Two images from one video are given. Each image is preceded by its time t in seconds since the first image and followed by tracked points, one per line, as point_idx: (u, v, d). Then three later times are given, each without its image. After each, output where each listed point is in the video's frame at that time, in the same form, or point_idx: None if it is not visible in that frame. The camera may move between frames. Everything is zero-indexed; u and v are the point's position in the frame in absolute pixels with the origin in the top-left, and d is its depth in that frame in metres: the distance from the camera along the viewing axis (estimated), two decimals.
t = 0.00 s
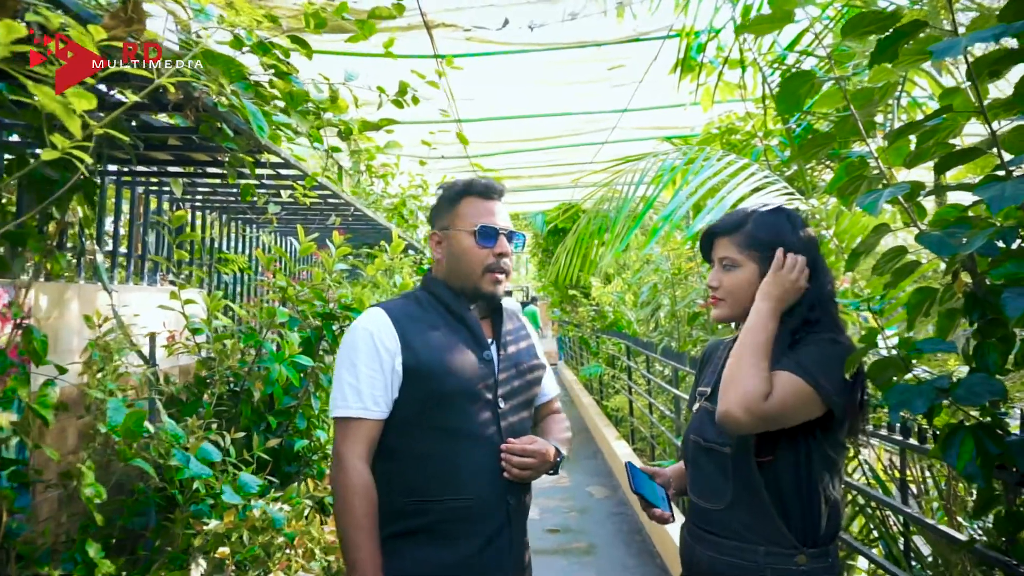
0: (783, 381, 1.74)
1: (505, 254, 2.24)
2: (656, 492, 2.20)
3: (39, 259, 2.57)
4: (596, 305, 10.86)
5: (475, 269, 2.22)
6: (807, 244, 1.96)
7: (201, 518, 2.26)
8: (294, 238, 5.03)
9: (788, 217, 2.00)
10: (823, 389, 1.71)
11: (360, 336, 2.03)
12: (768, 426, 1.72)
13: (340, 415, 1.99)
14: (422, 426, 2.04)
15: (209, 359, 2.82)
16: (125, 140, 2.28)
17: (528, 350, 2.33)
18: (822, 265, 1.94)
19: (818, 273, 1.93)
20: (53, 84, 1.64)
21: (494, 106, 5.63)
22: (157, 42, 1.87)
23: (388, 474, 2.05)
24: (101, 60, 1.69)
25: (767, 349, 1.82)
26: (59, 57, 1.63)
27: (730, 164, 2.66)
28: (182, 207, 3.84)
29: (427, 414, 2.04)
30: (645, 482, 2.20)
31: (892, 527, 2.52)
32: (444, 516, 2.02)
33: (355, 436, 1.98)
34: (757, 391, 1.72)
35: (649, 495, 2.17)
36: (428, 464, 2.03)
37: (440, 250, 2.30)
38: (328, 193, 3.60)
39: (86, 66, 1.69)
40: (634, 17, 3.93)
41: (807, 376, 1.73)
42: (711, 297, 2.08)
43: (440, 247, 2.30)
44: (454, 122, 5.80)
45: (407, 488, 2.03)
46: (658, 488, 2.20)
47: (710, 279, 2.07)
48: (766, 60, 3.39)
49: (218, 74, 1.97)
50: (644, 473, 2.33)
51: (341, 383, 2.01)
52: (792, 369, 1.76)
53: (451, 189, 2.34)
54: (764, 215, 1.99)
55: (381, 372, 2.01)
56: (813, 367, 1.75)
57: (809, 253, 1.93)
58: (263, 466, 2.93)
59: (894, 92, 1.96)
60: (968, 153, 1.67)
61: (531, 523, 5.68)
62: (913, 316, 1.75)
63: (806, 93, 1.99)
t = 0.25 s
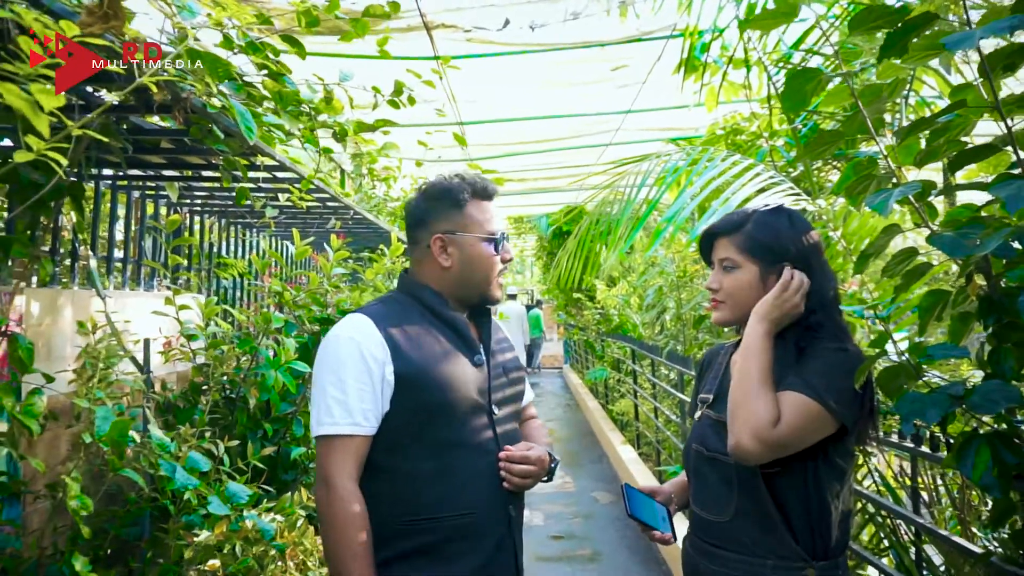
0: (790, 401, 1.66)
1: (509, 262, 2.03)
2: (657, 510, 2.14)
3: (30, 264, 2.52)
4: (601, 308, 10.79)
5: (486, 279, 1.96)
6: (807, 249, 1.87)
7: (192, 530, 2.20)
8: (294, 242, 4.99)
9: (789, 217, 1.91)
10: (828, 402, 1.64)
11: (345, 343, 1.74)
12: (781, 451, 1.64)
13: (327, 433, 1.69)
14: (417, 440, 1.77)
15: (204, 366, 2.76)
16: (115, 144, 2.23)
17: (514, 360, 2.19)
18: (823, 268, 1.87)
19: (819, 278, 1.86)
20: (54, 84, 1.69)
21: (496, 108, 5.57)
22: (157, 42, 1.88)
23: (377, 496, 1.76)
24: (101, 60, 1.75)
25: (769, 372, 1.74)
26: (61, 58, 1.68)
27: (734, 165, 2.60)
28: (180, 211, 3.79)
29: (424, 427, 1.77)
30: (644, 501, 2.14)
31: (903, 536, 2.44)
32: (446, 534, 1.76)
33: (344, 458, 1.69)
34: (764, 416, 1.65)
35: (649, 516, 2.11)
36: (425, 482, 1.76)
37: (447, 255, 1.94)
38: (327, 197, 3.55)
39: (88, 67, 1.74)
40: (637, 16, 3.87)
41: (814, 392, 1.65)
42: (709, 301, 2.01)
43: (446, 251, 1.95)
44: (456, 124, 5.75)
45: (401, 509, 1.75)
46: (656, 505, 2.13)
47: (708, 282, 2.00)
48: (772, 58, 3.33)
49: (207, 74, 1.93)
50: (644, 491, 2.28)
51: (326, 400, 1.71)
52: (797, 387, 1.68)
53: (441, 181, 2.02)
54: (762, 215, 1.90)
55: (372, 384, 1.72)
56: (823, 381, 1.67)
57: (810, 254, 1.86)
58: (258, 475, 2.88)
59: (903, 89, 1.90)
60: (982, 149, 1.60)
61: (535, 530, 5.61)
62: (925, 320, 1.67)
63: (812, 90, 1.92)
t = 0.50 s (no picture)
0: (801, 424, 1.59)
1: (498, 265, 1.98)
2: (657, 525, 2.07)
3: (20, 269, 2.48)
4: (606, 310, 10.73)
5: (475, 282, 1.91)
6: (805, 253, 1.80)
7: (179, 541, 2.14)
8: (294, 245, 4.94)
9: (788, 218, 1.84)
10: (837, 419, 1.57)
11: (337, 352, 1.61)
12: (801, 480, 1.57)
13: (321, 451, 1.56)
14: (415, 457, 1.68)
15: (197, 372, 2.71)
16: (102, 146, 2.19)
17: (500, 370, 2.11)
18: (824, 271, 1.79)
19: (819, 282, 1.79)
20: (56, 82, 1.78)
21: (497, 109, 5.52)
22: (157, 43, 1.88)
23: (372, 518, 1.67)
24: (101, 61, 1.76)
25: (770, 395, 1.67)
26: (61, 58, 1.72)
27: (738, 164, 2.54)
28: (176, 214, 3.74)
29: (422, 442, 1.69)
30: (643, 515, 2.08)
31: (914, 546, 2.37)
32: (444, 555, 1.70)
33: (340, 476, 1.56)
34: (779, 442, 1.57)
35: (648, 532, 2.05)
36: (422, 501, 1.69)
37: (435, 258, 1.88)
38: (324, 199, 3.50)
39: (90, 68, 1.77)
40: (639, 15, 3.81)
41: (823, 411, 1.58)
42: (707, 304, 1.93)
43: (435, 253, 1.88)
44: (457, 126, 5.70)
45: (397, 531, 1.67)
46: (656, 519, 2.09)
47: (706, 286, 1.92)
48: (777, 55, 3.26)
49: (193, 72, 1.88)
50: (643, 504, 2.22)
51: (318, 414, 1.57)
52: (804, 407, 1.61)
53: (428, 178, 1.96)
54: (761, 217, 1.84)
55: (369, 395, 1.60)
56: (833, 396, 1.59)
57: (812, 256, 1.78)
58: (252, 482, 2.82)
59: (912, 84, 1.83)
60: (998, 145, 1.51)
61: (538, 535, 5.55)
62: (936, 324, 1.60)
63: (817, 85, 1.86)
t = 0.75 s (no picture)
0: (823, 456, 1.51)
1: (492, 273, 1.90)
2: (656, 540, 2.03)
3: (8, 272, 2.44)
4: (610, 311, 10.67)
5: (468, 295, 1.83)
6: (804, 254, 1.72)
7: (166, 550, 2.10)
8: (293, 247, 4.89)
9: (788, 219, 1.78)
10: (857, 442, 1.49)
11: (333, 365, 1.49)
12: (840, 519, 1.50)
13: (317, 472, 1.46)
14: (416, 475, 1.61)
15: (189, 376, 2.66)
16: (89, 147, 2.14)
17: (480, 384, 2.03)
18: (823, 273, 1.71)
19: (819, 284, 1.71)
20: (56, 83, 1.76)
21: (498, 109, 5.46)
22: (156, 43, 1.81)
23: (370, 538, 1.58)
24: (101, 61, 1.77)
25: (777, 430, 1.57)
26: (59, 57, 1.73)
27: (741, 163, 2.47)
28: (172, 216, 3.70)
29: (422, 457, 1.61)
30: (642, 530, 2.03)
31: (923, 555, 2.30)
32: None
33: (339, 497, 1.47)
34: (810, 484, 1.49)
35: (648, 548, 2.01)
36: (423, 520, 1.62)
37: (428, 272, 1.79)
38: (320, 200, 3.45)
39: (89, 67, 1.77)
40: (641, 12, 3.76)
41: (842, 436, 1.50)
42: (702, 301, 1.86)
43: (428, 268, 1.79)
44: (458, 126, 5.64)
45: (397, 553, 1.59)
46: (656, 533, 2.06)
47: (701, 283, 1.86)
48: (781, 52, 3.20)
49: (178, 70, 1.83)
50: (642, 518, 2.18)
51: (314, 433, 1.46)
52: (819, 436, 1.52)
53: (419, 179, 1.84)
54: (761, 216, 1.78)
55: (368, 412, 1.50)
56: (849, 417, 1.50)
57: (812, 258, 1.70)
58: (246, 489, 2.77)
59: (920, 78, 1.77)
60: (1012, 139, 1.43)
61: (541, 539, 5.48)
62: (946, 326, 1.53)
63: (821, 80, 1.80)
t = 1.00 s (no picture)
0: (865, 485, 1.41)
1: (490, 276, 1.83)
2: (657, 551, 1.94)
3: None
4: (613, 312, 10.61)
5: (464, 298, 1.76)
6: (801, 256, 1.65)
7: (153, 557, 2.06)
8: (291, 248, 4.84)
9: (783, 220, 1.72)
10: (888, 462, 1.39)
11: (323, 381, 1.38)
12: (907, 562, 1.44)
13: (306, 498, 1.35)
14: (402, 498, 1.51)
15: (180, 379, 2.62)
16: (75, 146, 2.10)
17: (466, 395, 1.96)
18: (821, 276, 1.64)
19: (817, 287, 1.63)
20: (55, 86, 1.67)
21: (499, 108, 5.42)
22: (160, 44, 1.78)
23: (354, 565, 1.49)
24: (102, 61, 1.69)
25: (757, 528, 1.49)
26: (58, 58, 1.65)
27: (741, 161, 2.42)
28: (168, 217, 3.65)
29: (412, 477, 1.51)
30: (641, 540, 1.95)
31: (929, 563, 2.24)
32: None
33: (329, 527, 1.37)
34: (867, 537, 1.42)
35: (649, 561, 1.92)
36: (407, 545, 1.52)
37: (424, 273, 1.71)
38: (316, 201, 3.41)
39: (90, 68, 1.69)
40: (641, 9, 3.72)
41: (873, 457, 1.39)
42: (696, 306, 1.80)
43: (425, 267, 1.71)
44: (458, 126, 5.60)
45: None
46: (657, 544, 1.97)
47: (695, 286, 1.80)
48: (783, 49, 3.15)
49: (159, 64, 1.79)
50: (642, 529, 2.11)
51: (303, 455, 1.35)
52: (847, 456, 1.40)
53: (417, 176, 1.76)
54: (756, 217, 1.72)
55: (360, 432, 1.40)
56: (876, 433, 1.40)
57: (808, 257, 1.64)
58: (240, 494, 2.73)
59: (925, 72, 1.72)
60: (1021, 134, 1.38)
61: (543, 542, 5.42)
62: (951, 328, 1.48)
63: (823, 74, 1.75)
